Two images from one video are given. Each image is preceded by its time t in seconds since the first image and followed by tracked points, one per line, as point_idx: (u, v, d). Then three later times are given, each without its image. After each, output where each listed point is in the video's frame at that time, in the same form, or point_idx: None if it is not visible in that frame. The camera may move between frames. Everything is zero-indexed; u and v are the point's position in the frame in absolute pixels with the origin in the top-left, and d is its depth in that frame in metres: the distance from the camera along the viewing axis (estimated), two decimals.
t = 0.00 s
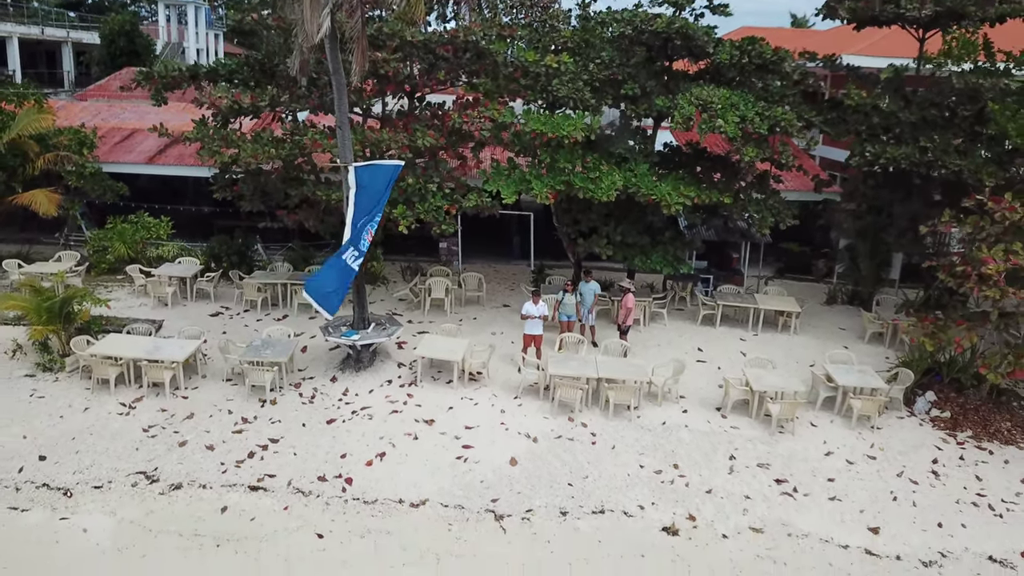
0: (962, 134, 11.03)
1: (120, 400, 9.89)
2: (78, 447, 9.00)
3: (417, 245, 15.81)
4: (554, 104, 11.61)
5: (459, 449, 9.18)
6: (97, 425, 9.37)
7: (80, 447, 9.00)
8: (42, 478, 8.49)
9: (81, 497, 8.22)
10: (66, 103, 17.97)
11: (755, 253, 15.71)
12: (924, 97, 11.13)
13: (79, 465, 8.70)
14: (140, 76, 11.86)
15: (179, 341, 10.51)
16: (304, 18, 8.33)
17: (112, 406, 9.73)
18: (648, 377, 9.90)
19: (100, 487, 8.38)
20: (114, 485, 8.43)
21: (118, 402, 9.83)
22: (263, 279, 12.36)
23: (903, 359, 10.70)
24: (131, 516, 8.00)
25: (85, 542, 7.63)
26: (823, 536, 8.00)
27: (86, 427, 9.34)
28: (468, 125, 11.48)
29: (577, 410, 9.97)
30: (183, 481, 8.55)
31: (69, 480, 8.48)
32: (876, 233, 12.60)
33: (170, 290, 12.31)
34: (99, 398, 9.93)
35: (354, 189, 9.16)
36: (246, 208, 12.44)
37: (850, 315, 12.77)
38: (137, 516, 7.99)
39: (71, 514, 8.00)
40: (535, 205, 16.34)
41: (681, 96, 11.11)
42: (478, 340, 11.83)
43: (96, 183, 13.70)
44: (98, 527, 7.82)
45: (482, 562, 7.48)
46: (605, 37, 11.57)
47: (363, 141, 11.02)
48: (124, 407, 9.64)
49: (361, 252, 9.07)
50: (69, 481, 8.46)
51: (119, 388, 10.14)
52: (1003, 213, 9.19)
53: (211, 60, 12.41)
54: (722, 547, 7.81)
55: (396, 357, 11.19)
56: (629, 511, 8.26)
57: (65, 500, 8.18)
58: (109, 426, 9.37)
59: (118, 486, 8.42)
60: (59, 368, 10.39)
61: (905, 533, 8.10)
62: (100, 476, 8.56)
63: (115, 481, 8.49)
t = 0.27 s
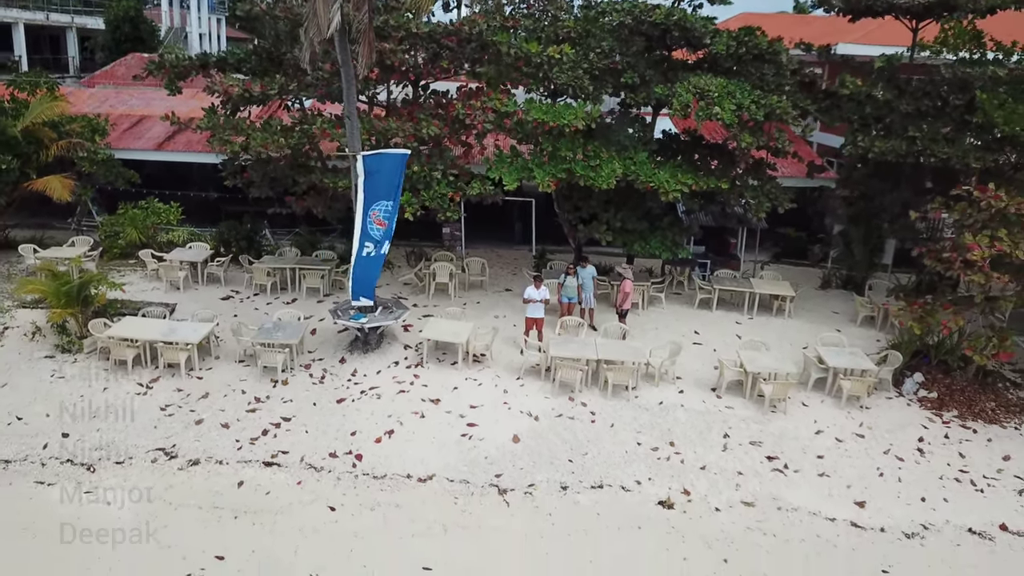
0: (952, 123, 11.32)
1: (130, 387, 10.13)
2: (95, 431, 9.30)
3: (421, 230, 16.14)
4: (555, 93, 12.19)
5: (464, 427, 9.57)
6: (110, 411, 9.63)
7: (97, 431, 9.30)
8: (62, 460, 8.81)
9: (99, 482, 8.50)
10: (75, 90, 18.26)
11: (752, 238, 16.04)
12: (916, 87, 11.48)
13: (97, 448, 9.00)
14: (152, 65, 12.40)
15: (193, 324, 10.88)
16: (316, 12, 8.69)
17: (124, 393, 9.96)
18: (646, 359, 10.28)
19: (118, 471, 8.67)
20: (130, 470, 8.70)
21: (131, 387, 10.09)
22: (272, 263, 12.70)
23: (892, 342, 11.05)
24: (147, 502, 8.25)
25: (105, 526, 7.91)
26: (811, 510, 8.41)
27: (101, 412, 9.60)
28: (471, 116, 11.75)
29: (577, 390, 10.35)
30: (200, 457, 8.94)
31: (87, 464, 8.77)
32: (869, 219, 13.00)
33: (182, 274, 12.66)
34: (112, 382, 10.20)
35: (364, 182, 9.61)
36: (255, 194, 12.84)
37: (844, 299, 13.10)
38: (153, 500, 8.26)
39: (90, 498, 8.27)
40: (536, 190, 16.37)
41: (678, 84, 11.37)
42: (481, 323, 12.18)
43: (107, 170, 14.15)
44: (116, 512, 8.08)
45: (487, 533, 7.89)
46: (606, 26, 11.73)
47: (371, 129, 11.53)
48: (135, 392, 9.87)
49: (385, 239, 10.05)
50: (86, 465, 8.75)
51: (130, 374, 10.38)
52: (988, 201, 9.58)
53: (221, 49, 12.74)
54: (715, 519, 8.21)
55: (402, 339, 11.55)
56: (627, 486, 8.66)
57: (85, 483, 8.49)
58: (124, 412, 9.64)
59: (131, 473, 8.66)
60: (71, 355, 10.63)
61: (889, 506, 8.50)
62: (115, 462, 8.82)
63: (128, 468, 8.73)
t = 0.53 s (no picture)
0: (943, 117, 11.82)
1: (129, 390, 10.17)
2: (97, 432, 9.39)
3: (426, 220, 16.49)
4: (556, 86, 12.66)
5: (471, 409, 10.01)
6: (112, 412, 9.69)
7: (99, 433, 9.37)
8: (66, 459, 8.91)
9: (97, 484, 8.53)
10: (86, 82, 18.62)
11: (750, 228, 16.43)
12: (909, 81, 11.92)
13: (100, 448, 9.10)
14: (166, 59, 12.88)
15: (209, 310, 11.30)
16: (328, 14, 9.07)
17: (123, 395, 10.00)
18: (644, 344, 10.70)
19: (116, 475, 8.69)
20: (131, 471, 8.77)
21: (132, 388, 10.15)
22: (283, 253, 13.10)
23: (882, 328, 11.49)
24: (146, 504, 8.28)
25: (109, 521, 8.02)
26: (801, 487, 8.85)
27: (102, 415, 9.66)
28: (475, 108, 12.00)
29: (579, 374, 10.78)
30: (220, 438, 9.39)
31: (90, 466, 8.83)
32: (862, 209, 13.42)
33: (196, 263, 13.06)
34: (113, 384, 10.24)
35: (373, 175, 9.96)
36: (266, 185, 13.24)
37: (838, 287, 13.51)
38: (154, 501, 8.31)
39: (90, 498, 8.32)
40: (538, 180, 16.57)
41: (676, 79, 11.74)
42: (486, 311, 12.60)
43: (122, 161, 14.59)
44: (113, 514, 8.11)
45: (493, 509, 8.34)
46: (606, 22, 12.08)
47: (380, 123, 11.84)
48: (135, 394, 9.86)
49: (399, 229, 10.49)
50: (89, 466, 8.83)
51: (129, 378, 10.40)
52: (974, 192, 10.08)
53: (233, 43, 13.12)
54: (710, 495, 8.66)
55: (410, 325, 11.98)
56: (626, 465, 9.11)
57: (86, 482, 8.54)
58: (126, 413, 9.72)
59: (132, 476, 8.70)
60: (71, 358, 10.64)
61: (876, 484, 8.94)
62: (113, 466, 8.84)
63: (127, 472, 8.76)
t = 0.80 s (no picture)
0: (931, 110, 12.44)
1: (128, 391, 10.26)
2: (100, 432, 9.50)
3: (431, 209, 16.86)
4: (558, 78, 12.87)
5: (477, 388, 10.53)
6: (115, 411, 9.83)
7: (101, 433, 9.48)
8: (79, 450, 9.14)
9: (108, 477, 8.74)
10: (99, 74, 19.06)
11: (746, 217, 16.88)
12: (900, 75, 12.51)
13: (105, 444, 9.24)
14: (181, 53, 13.27)
15: (225, 295, 11.80)
16: (342, 13, 9.59)
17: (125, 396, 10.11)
18: (642, 327, 11.21)
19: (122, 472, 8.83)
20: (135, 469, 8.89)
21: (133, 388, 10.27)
22: (295, 240, 13.58)
23: (871, 313, 11.99)
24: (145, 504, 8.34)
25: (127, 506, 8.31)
26: (789, 461, 9.37)
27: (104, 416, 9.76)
28: (482, 100, 12.47)
29: (580, 356, 11.29)
30: (239, 415, 9.90)
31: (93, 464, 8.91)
32: (854, 198, 13.92)
33: (210, 250, 13.55)
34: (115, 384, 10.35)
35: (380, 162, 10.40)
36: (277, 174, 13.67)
37: (831, 274, 14.00)
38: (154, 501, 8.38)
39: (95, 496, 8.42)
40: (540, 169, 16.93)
41: (673, 73, 12.21)
42: (491, 296, 13.09)
43: (137, 151, 15.06)
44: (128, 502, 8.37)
45: (499, 480, 8.87)
46: (607, 18, 12.52)
47: (389, 115, 12.30)
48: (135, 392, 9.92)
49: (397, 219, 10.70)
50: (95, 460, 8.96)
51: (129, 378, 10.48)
52: (958, 182, 10.61)
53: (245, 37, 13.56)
54: (703, 469, 9.18)
55: (418, 310, 12.48)
56: (624, 441, 9.63)
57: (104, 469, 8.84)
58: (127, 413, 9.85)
59: (132, 476, 8.77)
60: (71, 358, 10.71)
61: (860, 458, 9.45)
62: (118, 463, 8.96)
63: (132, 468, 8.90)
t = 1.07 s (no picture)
0: (921, 107, 13.04)
1: (128, 391, 10.41)
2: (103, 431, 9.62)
3: (436, 203, 17.23)
4: (561, 75, 13.22)
5: (484, 374, 11.00)
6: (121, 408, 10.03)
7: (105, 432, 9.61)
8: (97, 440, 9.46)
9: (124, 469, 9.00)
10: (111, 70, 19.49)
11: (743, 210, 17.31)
12: (891, 73, 13.05)
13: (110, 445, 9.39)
14: (195, 51, 13.68)
15: (241, 286, 12.25)
16: (355, 14, 10.04)
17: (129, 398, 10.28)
18: (642, 316, 11.66)
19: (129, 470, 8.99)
20: (136, 467, 9.03)
21: (132, 389, 10.42)
22: (306, 233, 14.02)
23: (863, 303, 12.44)
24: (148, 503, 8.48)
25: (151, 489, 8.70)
26: (782, 442, 9.83)
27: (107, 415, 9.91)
28: (488, 96, 12.90)
29: (582, 343, 11.75)
30: (257, 399, 10.36)
31: (93, 464, 9.03)
32: (848, 192, 14.35)
33: (223, 243, 13.98)
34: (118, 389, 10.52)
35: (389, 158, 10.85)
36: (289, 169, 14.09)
37: (825, 266, 14.44)
38: (155, 501, 8.50)
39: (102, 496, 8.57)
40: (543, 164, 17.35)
41: (673, 71, 12.63)
42: (496, 287, 13.54)
43: (151, 147, 15.51)
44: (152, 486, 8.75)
45: (506, 460, 9.33)
46: (609, 17, 12.93)
47: (398, 112, 12.73)
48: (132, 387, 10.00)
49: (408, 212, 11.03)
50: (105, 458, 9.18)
51: (128, 378, 10.62)
52: (945, 176, 11.10)
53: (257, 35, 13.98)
54: (700, 450, 9.64)
55: (426, 300, 12.94)
56: (625, 424, 10.09)
57: (126, 454, 9.23)
58: (127, 413, 9.98)
59: (132, 476, 8.89)
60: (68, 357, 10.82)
61: (850, 440, 9.91)
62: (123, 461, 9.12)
63: (139, 464, 9.08)
